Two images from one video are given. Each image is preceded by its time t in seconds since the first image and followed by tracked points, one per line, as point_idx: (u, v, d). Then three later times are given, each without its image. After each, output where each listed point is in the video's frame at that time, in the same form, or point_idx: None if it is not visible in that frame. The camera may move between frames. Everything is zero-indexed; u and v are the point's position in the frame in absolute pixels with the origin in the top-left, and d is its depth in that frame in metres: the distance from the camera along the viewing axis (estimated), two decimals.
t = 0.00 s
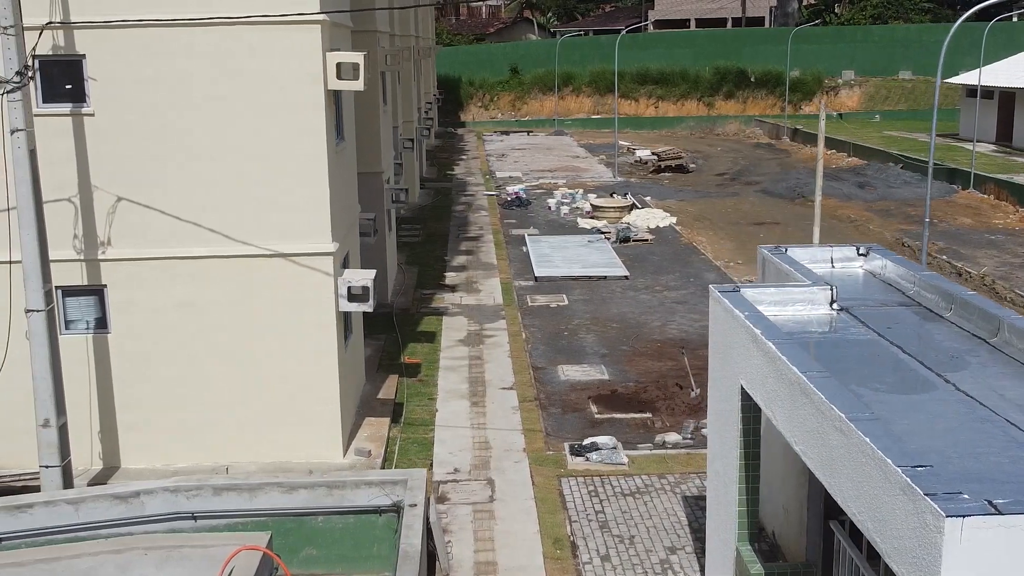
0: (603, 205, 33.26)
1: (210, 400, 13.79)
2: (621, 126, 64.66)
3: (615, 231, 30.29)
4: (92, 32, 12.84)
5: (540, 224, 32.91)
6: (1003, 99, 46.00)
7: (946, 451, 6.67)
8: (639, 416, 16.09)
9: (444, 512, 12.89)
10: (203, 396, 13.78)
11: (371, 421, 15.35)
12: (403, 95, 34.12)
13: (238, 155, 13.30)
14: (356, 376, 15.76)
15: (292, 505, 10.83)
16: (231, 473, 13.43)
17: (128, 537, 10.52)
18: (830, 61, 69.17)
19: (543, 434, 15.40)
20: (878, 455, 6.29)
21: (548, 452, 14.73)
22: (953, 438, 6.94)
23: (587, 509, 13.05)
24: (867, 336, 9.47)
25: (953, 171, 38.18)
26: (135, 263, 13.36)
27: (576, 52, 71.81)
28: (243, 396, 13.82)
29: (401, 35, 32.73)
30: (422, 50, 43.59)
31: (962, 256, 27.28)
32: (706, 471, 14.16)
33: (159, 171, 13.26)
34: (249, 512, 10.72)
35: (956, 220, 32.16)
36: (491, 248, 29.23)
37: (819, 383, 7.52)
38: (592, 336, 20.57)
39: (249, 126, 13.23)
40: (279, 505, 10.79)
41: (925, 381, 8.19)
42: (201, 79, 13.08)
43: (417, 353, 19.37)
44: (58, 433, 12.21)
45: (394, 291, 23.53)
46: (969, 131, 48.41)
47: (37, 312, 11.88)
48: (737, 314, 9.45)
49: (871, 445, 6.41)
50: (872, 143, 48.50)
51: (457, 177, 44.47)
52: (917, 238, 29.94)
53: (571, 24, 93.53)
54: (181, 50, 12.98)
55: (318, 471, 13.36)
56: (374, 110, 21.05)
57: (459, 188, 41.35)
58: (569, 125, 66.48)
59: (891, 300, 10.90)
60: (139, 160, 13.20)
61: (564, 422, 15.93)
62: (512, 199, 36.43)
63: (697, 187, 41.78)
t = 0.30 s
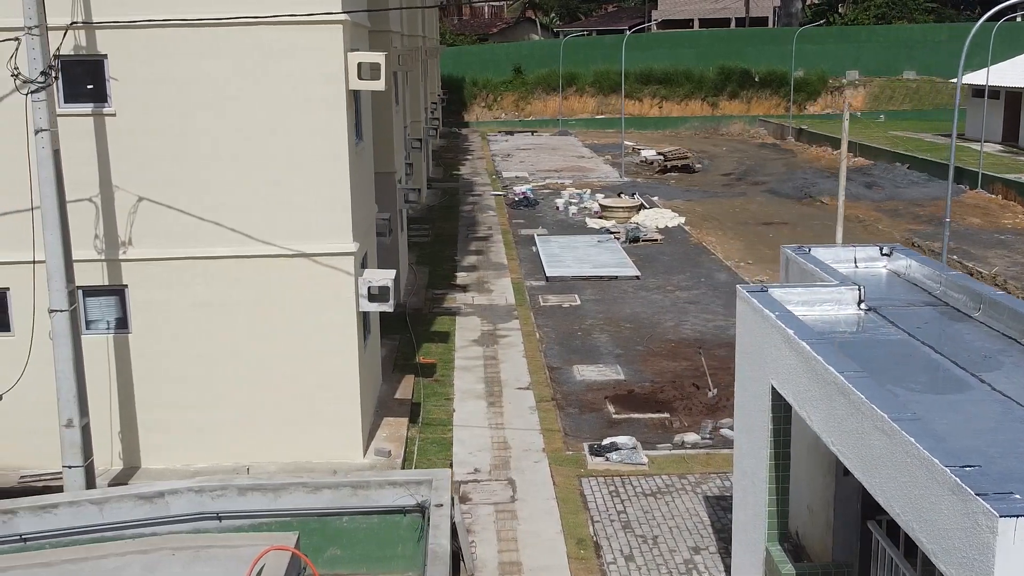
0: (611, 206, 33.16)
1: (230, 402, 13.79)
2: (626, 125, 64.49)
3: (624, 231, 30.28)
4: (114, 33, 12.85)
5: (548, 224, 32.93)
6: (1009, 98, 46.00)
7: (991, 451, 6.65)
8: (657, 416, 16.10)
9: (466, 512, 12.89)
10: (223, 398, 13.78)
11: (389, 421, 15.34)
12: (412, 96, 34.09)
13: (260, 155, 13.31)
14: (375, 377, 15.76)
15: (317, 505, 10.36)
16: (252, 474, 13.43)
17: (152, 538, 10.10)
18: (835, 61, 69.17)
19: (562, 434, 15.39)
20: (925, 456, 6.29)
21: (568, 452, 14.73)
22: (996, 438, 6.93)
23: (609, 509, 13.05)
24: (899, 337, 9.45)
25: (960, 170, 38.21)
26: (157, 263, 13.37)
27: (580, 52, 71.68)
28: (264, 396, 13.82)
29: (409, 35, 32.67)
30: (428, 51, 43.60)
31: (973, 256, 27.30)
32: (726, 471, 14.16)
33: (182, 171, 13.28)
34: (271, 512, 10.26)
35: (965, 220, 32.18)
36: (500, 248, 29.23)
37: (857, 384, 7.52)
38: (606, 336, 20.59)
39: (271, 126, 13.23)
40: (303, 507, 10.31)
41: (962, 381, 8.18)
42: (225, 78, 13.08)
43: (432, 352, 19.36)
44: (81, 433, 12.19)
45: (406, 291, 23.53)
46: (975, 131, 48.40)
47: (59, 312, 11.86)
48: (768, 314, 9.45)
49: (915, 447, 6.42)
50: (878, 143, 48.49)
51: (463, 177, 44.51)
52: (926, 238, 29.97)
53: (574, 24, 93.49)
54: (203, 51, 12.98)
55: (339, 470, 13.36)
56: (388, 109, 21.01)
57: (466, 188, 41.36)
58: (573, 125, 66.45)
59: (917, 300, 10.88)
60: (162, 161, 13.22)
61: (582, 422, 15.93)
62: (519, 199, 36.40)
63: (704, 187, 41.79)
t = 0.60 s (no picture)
0: (621, 206, 33.13)
1: (252, 402, 13.78)
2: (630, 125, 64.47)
3: (634, 231, 30.26)
4: (136, 32, 12.83)
5: (558, 223, 32.93)
6: (1015, 98, 45.99)
7: None
8: (676, 415, 16.09)
9: (490, 511, 12.88)
10: (245, 398, 13.77)
11: (409, 421, 15.34)
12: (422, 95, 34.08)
13: (282, 155, 13.28)
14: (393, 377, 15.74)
15: (341, 505, 10.01)
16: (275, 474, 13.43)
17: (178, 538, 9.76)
18: (839, 60, 69.16)
19: (582, 434, 15.37)
20: (974, 454, 6.26)
21: (588, 452, 14.72)
22: None
23: (632, 509, 13.02)
24: (931, 335, 9.45)
25: (969, 170, 38.21)
26: (180, 262, 13.37)
27: (585, 52, 71.63)
28: (287, 396, 13.81)
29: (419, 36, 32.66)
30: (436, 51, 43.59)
31: (984, 255, 27.30)
32: (748, 470, 14.13)
33: (204, 171, 13.26)
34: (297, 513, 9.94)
35: (975, 220, 32.19)
36: (511, 247, 29.24)
37: (897, 382, 7.51)
38: (621, 336, 20.59)
39: (293, 125, 13.21)
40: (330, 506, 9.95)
41: (1000, 380, 8.16)
42: (247, 77, 13.06)
43: (447, 352, 19.34)
44: (105, 433, 12.16)
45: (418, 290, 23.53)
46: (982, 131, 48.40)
47: (84, 312, 11.84)
48: (800, 314, 9.43)
49: (962, 445, 6.40)
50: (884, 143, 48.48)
51: (470, 177, 44.53)
52: (937, 237, 29.98)
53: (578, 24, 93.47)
54: (225, 50, 12.96)
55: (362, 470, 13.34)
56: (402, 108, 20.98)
57: (474, 188, 41.37)
58: (577, 125, 66.44)
59: (946, 299, 10.87)
60: (185, 160, 13.20)
61: (601, 422, 15.92)
62: (528, 199, 36.36)
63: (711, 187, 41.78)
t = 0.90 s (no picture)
0: (629, 205, 33.05)
1: (272, 402, 13.78)
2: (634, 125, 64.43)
3: (643, 231, 30.19)
4: (157, 30, 12.81)
5: (566, 223, 32.92)
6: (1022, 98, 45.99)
7: None
8: (694, 415, 16.07)
9: (512, 511, 12.87)
10: (265, 397, 13.76)
11: (426, 420, 15.30)
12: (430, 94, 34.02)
13: (302, 153, 13.26)
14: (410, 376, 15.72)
15: (366, 504, 9.76)
16: (295, 473, 13.43)
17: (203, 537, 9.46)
18: (843, 60, 69.15)
19: (600, 434, 15.36)
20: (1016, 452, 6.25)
21: (607, 451, 14.71)
22: None
23: (653, 509, 13.00)
24: (961, 335, 9.43)
25: (976, 170, 38.19)
26: (201, 262, 13.37)
27: (589, 52, 71.53)
28: (306, 396, 13.79)
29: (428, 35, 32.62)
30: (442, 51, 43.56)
31: (994, 255, 27.32)
32: (767, 470, 14.12)
33: (224, 170, 13.24)
34: (322, 512, 9.71)
35: (983, 219, 32.20)
36: (520, 247, 29.21)
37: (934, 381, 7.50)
38: (634, 335, 20.58)
39: (313, 124, 13.18)
40: (354, 506, 9.69)
41: None
42: (268, 76, 13.05)
43: (461, 352, 19.31)
44: (127, 432, 12.13)
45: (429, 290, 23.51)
46: (987, 130, 48.39)
47: (107, 310, 11.82)
48: (831, 312, 9.42)
49: (1004, 443, 6.39)
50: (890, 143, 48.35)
51: (476, 177, 44.48)
52: (945, 236, 29.98)
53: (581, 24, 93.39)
54: (245, 49, 12.93)
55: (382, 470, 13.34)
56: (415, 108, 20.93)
57: (480, 188, 41.34)
58: (581, 124, 66.33)
59: (972, 298, 10.85)
60: (205, 159, 13.18)
61: (618, 421, 15.91)
62: (535, 199, 36.28)
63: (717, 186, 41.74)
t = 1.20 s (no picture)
0: (638, 205, 32.97)
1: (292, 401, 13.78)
2: (639, 125, 64.41)
3: (653, 231, 30.18)
4: (178, 29, 12.81)
5: (575, 223, 32.88)
6: None
7: None
8: (711, 414, 16.06)
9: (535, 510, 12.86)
10: (286, 396, 13.76)
11: (444, 420, 15.28)
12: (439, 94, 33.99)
13: (323, 152, 13.25)
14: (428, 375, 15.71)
15: (390, 503, 9.63)
16: (315, 472, 13.43)
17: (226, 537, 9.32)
18: (847, 60, 69.13)
19: (618, 433, 15.34)
20: None
21: (626, 451, 14.70)
22: None
23: (674, 508, 13.00)
24: (990, 333, 9.41)
25: (983, 170, 38.15)
26: (221, 262, 13.35)
27: (592, 52, 71.46)
28: (326, 395, 13.78)
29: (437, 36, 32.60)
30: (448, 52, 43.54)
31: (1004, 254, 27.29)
32: (787, 469, 14.11)
33: (245, 169, 13.23)
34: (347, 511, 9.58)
35: (992, 219, 32.18)
36: (530, 247, 29.18)
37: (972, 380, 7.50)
38: (647, 335, 20.57)
39: (334, 122, 13.17)
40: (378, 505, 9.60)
41: None
42: (288, 75, 13.03)
43: (476, 351, 19.31)
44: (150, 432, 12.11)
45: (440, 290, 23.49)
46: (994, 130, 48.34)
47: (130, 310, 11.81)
48: (860, 311, 9.41)
49: None
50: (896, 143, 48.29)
51: (483, 177, 44.43)
52: (955, 236, 29.95)
53: (584, 24, 93.30)
54: (266, 49, 12.92)
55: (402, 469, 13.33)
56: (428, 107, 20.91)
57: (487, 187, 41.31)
58: (585, 124, 66.21)
59: (998, 297, 10.82)
60: (225, 159, 13.17)
61: (635, 421, 15.90)
62: (543, 199, 36.25)
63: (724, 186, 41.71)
